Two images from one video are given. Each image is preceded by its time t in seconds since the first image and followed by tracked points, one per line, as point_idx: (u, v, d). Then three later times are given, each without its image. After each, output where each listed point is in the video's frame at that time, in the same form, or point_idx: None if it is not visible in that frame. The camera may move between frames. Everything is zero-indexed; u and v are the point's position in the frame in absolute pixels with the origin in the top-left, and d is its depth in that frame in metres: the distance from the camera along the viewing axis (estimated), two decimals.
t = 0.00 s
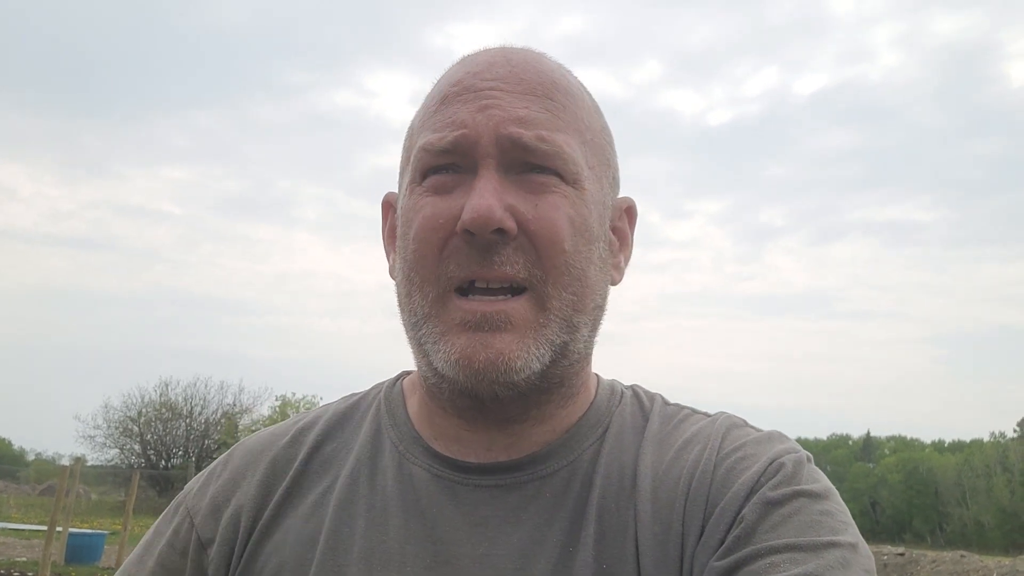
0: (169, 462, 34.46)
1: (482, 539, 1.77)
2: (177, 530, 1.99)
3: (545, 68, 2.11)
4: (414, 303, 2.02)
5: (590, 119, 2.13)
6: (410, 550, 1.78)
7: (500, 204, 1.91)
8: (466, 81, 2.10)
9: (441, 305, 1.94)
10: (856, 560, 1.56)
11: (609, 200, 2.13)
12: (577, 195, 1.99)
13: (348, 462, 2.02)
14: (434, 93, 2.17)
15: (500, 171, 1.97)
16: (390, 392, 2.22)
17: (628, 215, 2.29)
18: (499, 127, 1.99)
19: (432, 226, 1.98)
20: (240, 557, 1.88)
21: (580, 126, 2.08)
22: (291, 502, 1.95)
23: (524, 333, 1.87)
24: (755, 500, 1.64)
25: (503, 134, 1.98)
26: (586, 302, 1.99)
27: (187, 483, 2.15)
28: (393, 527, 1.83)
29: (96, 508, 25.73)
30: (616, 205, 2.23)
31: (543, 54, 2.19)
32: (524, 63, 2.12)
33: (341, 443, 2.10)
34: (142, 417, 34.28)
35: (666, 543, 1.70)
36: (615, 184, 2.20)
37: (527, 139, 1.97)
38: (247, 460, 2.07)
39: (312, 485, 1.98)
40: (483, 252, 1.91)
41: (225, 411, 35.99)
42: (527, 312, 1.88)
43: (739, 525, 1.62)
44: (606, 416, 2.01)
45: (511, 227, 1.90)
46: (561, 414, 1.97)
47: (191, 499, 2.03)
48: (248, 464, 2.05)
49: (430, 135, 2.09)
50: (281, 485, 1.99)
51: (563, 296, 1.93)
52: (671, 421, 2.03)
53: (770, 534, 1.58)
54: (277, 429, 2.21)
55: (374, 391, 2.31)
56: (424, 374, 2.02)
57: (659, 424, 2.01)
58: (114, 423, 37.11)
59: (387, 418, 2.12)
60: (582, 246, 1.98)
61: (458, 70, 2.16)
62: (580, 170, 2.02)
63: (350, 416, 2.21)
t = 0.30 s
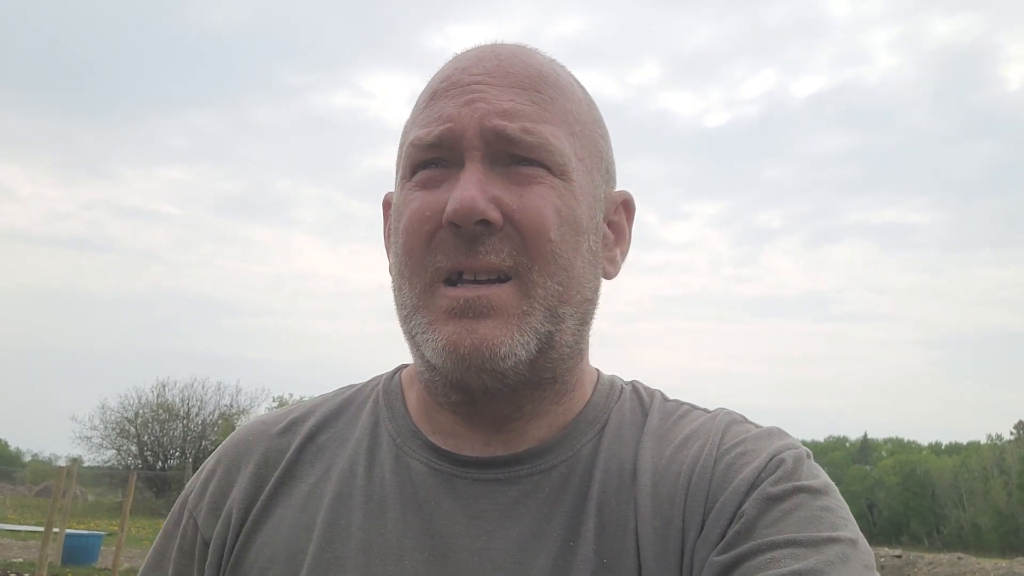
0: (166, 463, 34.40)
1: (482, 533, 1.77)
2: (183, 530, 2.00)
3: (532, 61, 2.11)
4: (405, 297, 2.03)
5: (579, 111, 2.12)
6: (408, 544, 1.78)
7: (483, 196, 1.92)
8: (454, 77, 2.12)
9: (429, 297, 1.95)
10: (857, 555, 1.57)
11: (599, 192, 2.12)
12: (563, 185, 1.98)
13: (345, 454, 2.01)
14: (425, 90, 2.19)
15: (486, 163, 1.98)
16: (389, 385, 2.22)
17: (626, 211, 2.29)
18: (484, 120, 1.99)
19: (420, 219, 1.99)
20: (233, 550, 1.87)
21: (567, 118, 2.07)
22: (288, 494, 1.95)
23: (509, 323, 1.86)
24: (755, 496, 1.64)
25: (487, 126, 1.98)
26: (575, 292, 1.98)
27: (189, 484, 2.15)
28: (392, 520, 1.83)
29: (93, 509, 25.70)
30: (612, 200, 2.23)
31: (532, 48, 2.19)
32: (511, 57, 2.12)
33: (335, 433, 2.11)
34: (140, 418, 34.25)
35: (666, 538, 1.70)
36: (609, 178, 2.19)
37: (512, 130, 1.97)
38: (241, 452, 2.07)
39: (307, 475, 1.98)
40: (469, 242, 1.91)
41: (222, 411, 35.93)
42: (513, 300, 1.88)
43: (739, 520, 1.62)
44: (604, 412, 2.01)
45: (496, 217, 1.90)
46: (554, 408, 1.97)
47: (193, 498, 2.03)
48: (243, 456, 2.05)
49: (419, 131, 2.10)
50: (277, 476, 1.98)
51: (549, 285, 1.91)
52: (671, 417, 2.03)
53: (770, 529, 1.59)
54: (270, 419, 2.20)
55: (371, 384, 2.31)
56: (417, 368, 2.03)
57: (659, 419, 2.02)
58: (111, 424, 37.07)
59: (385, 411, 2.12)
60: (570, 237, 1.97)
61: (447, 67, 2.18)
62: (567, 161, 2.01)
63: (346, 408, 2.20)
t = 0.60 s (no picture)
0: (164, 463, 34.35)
1: (487, 532, 1.77)
2: (192, 525, 1.99)
3: (531, 70, 2.11)
4: (409, 307, 2.04)
5: (580, 118, 2.11)
6: (414, 543, 1.78)
7: (484, 205, 1.92)
8: (454, 89, 2.12)
9: (433, 306, 1.95)
10: (864, 556, 1.57)
11: (602, 198, 2.11)
12: (565, 193, 1.98)
13: (355, 455, 2.01)
14: (426, 102, 2.19)
15: (487, 172, 1.98)
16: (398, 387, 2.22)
17: (630, 215, 2.29)
18: (484, 130, 1.99)
19: (423, 230, 1.99)
20: (242, 550, 1.87)
21: (567, 125, 2.06)
22: (298, 492, 1.94)
23: (511, 331, 1.86)
24: (762, 497, 1.64)
25: (487, 136, 1.98)
26: (578, 299, 1.97)
27: (200, 482, 2.14)
28: (398, 520, 1.82)
29: (92, 509, 25.67)
30: (616, 204, 2.22)
31: (532, 57, 2.19)
32: (511, 66, 2.12)
33: (345, 434, 2.10)
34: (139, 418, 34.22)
35: (672, 539, 1.70)
36: (612, 183, 2.19)
37: (512, 139, 1.97)
38: (252, 451, 2.07)
39: (315, 475, 1.98)
40: (471, 251, 1.91)
41: (220, 411, 35.88)
42: (515, 309, 1.87)
43: (746, 521, 1.62)
44: (610, 415, 2.01)
45: (497, 226, 1.90)
46: (558, 414, 1.97)
47: (203, 494, 2.03)
48: (255, 455, 2.05)
49: (421, 143, 2.11)
50: (287, 474, 1.98)
51: (552, 293, 1.91)
52: (677, 419, 2.03)
53: (778, 530, 1.59)
54: (282, 420, 2.20)
55: (381, 387, 2.31)
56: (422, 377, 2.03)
57: (665, 421, 2.02)
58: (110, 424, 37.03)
59: (393, 412, 2.12)
60: (572, 244, 1.96)
61: (448, 79, 2.18)
62: (568, 168, 2.00)
63: (355, 409, 2.20)
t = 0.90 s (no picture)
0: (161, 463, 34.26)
1: (482, 528, 1.76)
2: (186, 516, 1.97)
3: (523, 73, 2.10)
4: (403, 310, 2.04)
5: (573, 120, 2.10)
6: (409, 538, 1.77)
7: (473, 207, 1.91)
8: (447, 93, 2.12)
9: (424, 309, 1.95)
10: (861, 561, 1.56)
11: (596, 200, 2.09)
12: (556, 195, 1.97)
13: (351, 449, 2.00)
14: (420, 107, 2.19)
15: (478, 175, 1.97)
16: (396, 383, 2.21)
17: (628, 216, 2.28)
18: (474, 133, 1.99)
19: (415, 233, 1.99)
20: (234, 544, 1.85)
21: (559, 127, 2.05)
22: (293, 484, 1.93)
23: (500, 334, 1.85)
24: (760, 499, 1.63)
25: (477, 139, 1.98)
26: (570, 302, 1.96)
27: (195, 473, 2.13)
28: (394, 515, 1.81)
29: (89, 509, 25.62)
30: (613, 206, 2.21)
31: (525, 60, 2.18)
32: (503, 70, 2.11)
33: (341, 428, 2.09)
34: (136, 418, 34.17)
35: (669, 537, 1.70)
36: (608, 185, 2.18)
37: (502, 143, 1.96)
38: (248, 443, 2.05)
39: (310, 468, 1.97)
40: (462, 254, 1.90)
41: (217, 412, 35.82)
42: (504, 311, 1.86)
43: (743, 523, 1.62)
44: (606, 416, 2.00)
45: (487, 229, 1.89)
46: (552, 416, 1.96)
47: (198, 484, 2.01)
48: (250, 447, 2.04)
49: (414, 147, 2.11)
50: (283, 467, 1.97)
51: (542, 295, 1.90)
52: (674, 421, 2.03)
53: (775, 533, 1.58)
54: (278, 413, 2.19)
55: (379, 383, 2.30)
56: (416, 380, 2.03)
57: (662, 423, 2.01)
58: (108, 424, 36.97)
59: (391, 408, 2.11)
60: (564, 246, 1.95)
61: (441, 83, 2.18)
62: (560, 170, 1.99)
63: (352, 405, 2.19)
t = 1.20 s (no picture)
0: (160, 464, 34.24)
1: (472, 522, 1.76)
2: (176, 512, 1.97)
3: (508, 68, 2.10)
4: (391, 305, 2.04)
5: (559, 114, 2.10)
6: (398, 532, 1.77)
7: (458, 202, 1.92)
8: (432, 89, 2.13)
9: (411, 303, 1.95)
10: (848, 553, 1.57)
11: (584, 193, 2.10)
12: (541, 189, 1.97)
13: (342, 444, 2.01)
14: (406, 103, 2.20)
15: (464, 169, 1.98)
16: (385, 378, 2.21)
17: (617, 210, 2.28)
18: (459, 128, 1.99)
19: (402, 227, 2.00)
20: (224, 540, 1.85)
21: (545, 121, 2.05)
22: (283, 480, 1.94)
23: (485, 327, 1.86)
24: (748, 492, 1.63)
25: (462, 134, 1.98)
26: (556, 295, 1.96)
27: (185, 469, 2.13)
28: (384, 509, 1.82)
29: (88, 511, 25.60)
30: (602, 200, 2.22)
31: (511, 55, 2.18)
32: (487, 64, 2.12)
33: (331, 423, 2.10)
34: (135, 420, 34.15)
35: (659, 531, 1.70)
36: (596, 178, 2.18)
37: (486, 137, 1.97)
38: (238, 438, 2.05)
39: (300, 463, 1.97)
40: (448, 248, 1.91)
41: (216, 413, 35.79)
42: (489, 304, 1.87)
43: (732, 516, 1.62)
44: (594, 409, 2.00)
45: (472, 223, 1.90)
46: (540, 409, 1.97)
47: (188, 481, 2.01)
48: (240, 443, 2.04)
49: (401, 143, 2.12)
50: (272, 463, 1.97)
51: (528, 288, 1.90)
52: (663, 415, 2.03)
53: (764, 525, 1.58)
54: (268, 408, 2.19)
55: (369, 378, 2.31)
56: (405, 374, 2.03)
57: (652, 417, 2.01)
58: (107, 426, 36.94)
59: (381, 403, 2.11)
60: (550, 239, 1.95)
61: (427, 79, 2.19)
62: (545, 164, 1.99)
63: (342, 400, 2.20)
